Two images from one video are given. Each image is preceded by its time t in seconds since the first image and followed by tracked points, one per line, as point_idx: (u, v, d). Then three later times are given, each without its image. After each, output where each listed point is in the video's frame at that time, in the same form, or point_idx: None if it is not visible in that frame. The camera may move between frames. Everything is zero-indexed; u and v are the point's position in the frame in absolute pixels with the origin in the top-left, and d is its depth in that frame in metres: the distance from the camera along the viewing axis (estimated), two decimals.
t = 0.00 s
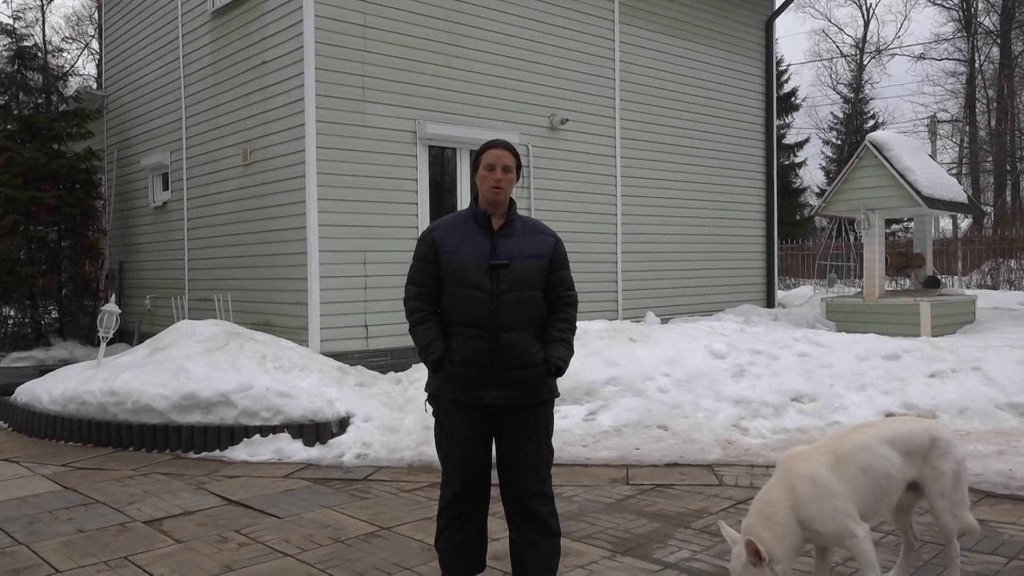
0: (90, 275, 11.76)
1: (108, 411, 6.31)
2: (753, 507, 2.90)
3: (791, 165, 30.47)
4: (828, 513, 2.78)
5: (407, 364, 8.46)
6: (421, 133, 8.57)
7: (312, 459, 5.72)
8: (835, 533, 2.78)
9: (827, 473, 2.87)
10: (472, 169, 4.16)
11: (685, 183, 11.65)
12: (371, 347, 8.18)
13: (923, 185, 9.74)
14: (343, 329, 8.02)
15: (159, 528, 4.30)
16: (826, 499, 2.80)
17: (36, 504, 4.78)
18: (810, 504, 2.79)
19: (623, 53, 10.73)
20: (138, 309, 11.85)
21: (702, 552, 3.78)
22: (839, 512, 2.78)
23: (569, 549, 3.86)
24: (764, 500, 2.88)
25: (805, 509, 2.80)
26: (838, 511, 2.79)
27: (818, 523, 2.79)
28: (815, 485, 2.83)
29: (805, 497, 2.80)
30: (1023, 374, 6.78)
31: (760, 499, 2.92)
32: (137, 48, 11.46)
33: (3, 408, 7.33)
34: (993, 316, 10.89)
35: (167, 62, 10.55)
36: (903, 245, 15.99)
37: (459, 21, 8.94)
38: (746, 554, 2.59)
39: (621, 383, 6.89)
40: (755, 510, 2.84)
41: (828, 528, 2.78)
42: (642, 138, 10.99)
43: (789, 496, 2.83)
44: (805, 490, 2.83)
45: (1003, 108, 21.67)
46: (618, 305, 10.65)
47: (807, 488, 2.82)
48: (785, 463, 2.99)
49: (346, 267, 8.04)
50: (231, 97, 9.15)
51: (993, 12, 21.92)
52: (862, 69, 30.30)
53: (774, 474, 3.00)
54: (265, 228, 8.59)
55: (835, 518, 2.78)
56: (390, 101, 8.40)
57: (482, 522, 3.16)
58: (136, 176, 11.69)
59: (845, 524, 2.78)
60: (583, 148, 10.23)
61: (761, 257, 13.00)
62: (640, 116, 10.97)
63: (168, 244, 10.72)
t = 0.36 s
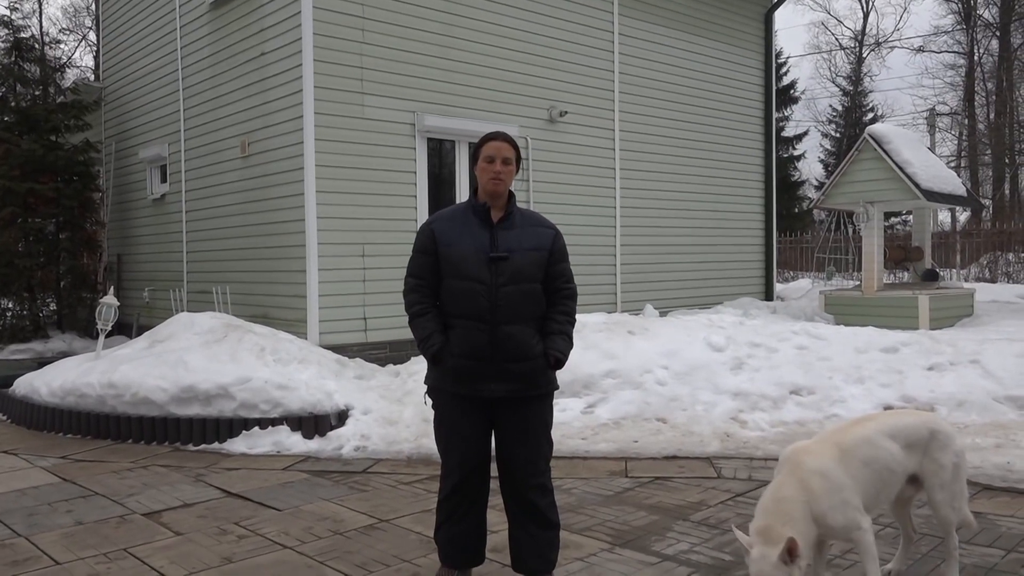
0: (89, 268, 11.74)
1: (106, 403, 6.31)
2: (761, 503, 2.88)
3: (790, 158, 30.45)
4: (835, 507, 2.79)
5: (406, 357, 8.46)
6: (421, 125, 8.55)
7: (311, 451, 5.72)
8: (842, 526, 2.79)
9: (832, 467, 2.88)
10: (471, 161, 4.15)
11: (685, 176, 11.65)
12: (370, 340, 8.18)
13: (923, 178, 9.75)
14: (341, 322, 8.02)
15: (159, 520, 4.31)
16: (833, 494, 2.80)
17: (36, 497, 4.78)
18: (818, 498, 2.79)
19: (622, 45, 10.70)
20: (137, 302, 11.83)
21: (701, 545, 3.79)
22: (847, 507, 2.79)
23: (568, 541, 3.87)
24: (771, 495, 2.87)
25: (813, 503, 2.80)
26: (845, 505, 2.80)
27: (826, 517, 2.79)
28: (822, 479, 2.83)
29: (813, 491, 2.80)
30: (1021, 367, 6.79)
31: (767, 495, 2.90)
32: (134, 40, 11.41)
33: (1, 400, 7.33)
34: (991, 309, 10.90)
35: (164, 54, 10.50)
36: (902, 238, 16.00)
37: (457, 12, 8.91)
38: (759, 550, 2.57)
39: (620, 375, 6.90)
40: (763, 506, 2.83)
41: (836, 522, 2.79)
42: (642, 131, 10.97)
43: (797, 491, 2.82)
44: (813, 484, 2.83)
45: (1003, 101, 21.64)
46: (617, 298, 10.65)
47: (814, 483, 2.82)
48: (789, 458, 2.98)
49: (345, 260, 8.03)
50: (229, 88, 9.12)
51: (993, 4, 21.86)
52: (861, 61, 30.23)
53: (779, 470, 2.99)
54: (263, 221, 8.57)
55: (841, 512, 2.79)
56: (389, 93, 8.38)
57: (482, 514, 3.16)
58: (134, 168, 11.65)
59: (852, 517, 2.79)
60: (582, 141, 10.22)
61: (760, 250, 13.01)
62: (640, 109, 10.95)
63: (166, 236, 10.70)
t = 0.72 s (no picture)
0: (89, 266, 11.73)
1: (107, 402, 6.31)
2: (795, 509, 2.78)
3: (790, 156, 30.46)
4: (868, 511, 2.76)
5: (406, 355, 8.46)
6: (421, 123, 8.54)
7: (311, 450, 5.72)
8: (871, 529, 2.77)
9: (861, 469, 2.84)
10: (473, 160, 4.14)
11: (685, 174, 11.64)
12: (370, 338, 8.19)
13: (924, 176, 9.76)
14: (342, 321, 8.02)
15: (160, 518, 4.31)
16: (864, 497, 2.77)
17: (36, 495, 4.78)
18: (856, 502, 2.73)
19: (623, 43, 10.69)
20: (137, 300, 11.84)
21: (701, 543, 3.79)
22: (874, 510, 2.79)
23: (568, 540, 3.87)
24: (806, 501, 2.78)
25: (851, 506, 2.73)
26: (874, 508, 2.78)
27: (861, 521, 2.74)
28: (854, 482, 2.79)
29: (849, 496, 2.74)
30: (1021, 366, 6.79)
31: (800, 500, 2.81)
32: (134, 38, 11.41)
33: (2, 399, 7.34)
34: (992, 307, 10.90)
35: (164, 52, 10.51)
36: (902, 236, 15.98)
37: (457, 11, 8.90)
38: (812, 561, 2.45)
39: (620, 374, 6.90)
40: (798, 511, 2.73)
41: (868, 525, 2.76)
42: (642, 129, 10.96)
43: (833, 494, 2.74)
44: (846, 487, 2.77)
45: (1003, 99, 21.62)
46: (617, 296, 10.65)
47: (849, 486, 2.77)
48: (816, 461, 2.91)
49: (345, 258, 8.03)
50: (229, 86, 9.11)
51: (993, 2, 21.83)
52: (861, 59, 30.17)
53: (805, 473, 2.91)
54: (264, 219, 8.57)
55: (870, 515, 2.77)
56: (389, 91, 8.37)
57: (482, 512, 3.16)
58: (134, 167, 11.65)
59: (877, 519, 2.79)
60: (582, 139, 10.21)
61: (760, 248, 13.00)
62: (640, 107, 10.94)
63: (167, 235, 10.70)
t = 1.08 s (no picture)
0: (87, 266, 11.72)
1: (105, 402, 6.30)
2: (825, 516, 2.68)
3: (788, 157, 30.50)
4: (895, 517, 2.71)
5: (404, 356, 8.46)
6: (420, 123, 8.54)
7: (310, 450, 5.73)
8: (895, 535, 2.72)
9: (885, 473, 2.80)
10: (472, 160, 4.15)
11: (684, 174, 11.65)
12: (369, 338, 8.19)
13: (922, 176, 9.77)
14: (340, 321, 8.02)
15: (158, 519, 4.31)
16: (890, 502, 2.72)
17: (35, 496, 4.78)
18: (884, 508, 2.68)
19: (621, 43, 10.70)
20: (135, 300, 11.83)
21: (700, 544, 3.80)
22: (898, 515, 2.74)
23: (567, 540, 3.87)
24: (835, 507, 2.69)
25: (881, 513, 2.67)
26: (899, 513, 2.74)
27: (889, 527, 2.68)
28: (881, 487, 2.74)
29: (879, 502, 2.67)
30: (1019, 366, 6.80)
31: (829, 507, 2.71)
32: (133, 38, 11.40)
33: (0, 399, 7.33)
34: (990, 308, 10.92)
35: (162, 52, 10.51)
36: (900, 237, 16.01)
37: (455, 11, 8.89)
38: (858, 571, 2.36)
39: (619, 374, 6.90)
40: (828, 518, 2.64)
41: (893, 531, 2.71)
42: (640, 129, 10.97)
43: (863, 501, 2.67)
44: (873, 492, 2.71)
45: (1001, 99, 21.66)
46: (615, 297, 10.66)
47: (877, 491, 2.71)
48: (840, 466, 2.83)
49: (344, 258, 8.03)
50: (227, 87, 9.11)
51: (991, 2, 21.87)
52: (860, 59, 30.20)
53: (827, 478, 2.82)
54: (262, 219, 8.56)
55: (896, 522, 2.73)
56: (387, 91, 8.37)
57: (481, 512, 3.16)
58: (132, 166, 11.65)
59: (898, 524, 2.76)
60: (580, 139, 10.21)
61: (759, 248, 13.00)
62: (639, 107, 10.95)
63: (165, 234, 10.71)
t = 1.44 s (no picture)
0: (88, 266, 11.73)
1: (106, 402, 6.30)
2: (841, 525, 2.65)
3: (788, 158, 30.52)
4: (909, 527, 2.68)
5: (405, 357, 8.46)
6: (421, 125, 8.54)
7: (310, 451, 5.72)
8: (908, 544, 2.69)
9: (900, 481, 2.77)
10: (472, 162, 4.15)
11: (684, 176, 11.64)
12: (370, 339, 8.19)
13: (922, 178, 9.73)
14: (341, 322, 8.02)
15: (158, 520, 4.31)
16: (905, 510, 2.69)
17: (35, 496, 4.78)
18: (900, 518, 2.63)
19: (622, 45, 10.70)
20: (136, 300, 11.84)
21: (700, 546, 3.79)
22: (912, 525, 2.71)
23: (567, 542, 3.87)
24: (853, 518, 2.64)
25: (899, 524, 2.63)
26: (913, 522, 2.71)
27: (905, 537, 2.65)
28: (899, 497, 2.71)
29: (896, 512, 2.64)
30: (1020, 368, 6.79)
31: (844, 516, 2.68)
32: (134, 38, 11.40)
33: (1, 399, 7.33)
34: (991, 310, 10.90)
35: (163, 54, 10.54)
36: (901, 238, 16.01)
37: (456, 12, 8.90)
38: None
39: (619, 376, 6.90)
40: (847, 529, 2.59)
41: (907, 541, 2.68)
42: (641, 130, 10.96)
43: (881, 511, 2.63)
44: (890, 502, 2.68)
45: (1002, 101, 21.67)
46: (616, 298, 10.65)
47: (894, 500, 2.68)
48: (855, 475, 2.78)
49: (344, 259, 8.03)
50: (229, 88, 9.12)
51: (992, 4, 21.87)
52: (861, 61, 30.20)
53: (842, 486, 2.78)
54: (263, 220, 8.57)
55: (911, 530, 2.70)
56: (388, 93, 8.37)
57: (482, 514, 3.16)
58: (133, 167, 11.66)
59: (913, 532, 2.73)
60: (581, 141, 10.20)
61: (759, 250, 12.99)
62: (639, 108, 10.94)
63: (165, 235, 10.71)
